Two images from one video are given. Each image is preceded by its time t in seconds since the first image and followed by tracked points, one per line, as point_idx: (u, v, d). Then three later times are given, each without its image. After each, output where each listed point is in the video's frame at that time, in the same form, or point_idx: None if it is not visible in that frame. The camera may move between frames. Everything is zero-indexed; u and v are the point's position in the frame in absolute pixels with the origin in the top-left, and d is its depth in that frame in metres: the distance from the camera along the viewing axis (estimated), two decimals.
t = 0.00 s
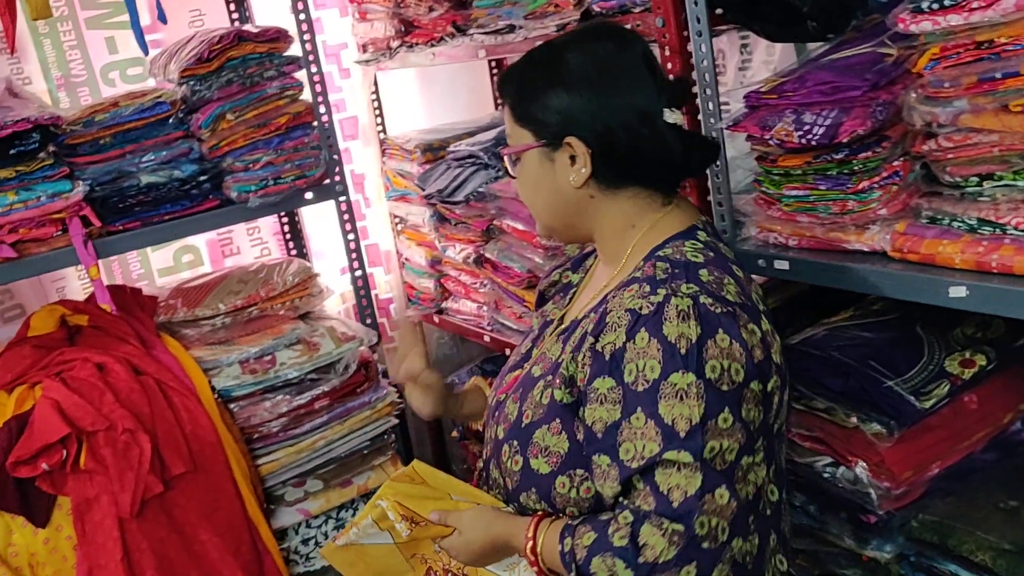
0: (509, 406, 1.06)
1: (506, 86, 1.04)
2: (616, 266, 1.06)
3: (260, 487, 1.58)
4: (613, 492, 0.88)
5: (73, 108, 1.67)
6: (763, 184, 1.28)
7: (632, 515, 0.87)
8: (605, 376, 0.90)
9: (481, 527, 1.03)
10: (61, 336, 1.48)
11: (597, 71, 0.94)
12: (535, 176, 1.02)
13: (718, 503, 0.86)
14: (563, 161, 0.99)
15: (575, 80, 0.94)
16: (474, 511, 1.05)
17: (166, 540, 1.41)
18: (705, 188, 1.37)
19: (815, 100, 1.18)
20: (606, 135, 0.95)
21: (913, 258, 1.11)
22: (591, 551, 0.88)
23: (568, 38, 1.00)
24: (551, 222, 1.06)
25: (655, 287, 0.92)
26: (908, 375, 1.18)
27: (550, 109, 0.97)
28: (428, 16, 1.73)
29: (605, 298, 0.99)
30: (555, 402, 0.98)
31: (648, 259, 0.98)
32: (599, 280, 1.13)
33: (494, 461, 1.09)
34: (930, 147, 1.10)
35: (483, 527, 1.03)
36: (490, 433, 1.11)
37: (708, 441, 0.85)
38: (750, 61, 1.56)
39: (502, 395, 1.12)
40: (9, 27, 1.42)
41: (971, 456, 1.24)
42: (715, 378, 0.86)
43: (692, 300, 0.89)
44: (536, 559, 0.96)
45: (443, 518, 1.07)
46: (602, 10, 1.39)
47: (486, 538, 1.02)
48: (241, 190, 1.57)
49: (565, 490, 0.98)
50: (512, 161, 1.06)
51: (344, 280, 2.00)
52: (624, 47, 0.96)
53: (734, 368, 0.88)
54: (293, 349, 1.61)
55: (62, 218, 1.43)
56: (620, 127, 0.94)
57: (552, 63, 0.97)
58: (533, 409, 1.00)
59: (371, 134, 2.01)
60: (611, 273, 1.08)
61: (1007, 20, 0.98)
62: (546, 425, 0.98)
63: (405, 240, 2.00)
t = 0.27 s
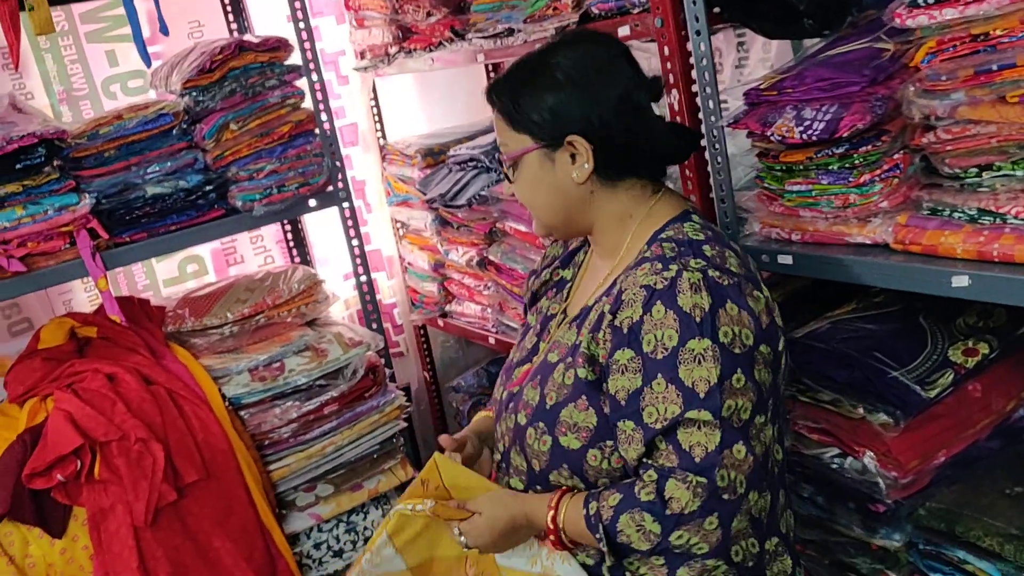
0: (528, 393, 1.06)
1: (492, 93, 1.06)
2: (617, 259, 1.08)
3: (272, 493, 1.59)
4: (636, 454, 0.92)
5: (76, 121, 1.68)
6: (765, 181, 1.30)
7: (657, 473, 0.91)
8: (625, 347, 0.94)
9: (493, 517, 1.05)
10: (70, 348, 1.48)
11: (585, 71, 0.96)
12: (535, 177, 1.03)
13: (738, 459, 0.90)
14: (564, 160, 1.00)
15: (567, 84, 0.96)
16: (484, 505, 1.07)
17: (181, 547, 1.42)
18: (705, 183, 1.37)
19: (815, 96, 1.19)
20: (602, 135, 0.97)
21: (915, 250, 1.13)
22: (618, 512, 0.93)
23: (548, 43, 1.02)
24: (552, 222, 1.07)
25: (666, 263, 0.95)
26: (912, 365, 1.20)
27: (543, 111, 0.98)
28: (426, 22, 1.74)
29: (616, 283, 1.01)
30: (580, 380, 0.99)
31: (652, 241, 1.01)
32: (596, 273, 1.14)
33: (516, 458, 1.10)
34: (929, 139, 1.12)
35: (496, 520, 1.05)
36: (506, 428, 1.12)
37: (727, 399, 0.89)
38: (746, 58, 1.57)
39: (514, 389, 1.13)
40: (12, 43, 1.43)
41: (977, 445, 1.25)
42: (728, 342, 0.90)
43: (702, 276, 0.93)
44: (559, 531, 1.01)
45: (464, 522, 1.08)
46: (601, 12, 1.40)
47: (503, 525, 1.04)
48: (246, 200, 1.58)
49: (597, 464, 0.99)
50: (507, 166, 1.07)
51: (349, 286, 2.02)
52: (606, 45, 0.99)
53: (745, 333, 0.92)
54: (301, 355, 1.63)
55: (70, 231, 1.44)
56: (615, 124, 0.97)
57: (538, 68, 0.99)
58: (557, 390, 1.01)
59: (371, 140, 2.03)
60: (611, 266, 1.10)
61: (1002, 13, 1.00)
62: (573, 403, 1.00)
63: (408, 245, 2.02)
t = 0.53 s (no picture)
0: (543, 401, 1.05)
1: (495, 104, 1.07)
2: (618, 264, 1.10)
3: (275, 506, 1.59)
4: (631, 442, 0.94)
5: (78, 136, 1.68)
6: (766, 194, 1.32)
7: (648, 462, 0.93)
8: (630, 340, 0.95)
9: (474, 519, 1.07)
10: (73, 362, 1.48)
11: (587, 81, 0.98)
12: (554, 183, 1.02)
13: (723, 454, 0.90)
14: (586, 164, 1.01)
15: (566, 94, 0.98)
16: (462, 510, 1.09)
17: (184, 561, 1.42)
18: (705, 197, 1.36)
19: (815, 110, 1.21)
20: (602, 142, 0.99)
21: (915, 262, 1.14)
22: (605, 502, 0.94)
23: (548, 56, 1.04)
24: (564, 229, 1.06)
25: (674, 264, 0.96)
26: (912, 376, 1.21)
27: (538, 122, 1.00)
28: (426, 36, 1.75)
29: (621, 286, 1.02)
30: (597, 380, 0.99)
31: (656, 244, 1.02)
32: (592, 281, 1.15)
33: (525, 469, 1.11)
34: (928, 153, 1.14)
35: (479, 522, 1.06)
36: (515, 439, 1.12)
37: (722, 392, 0.90)
38: (745, 72, 1.59)
39: (522, 401, 1.11)
40: (17, 59, 1.44)
41: (977, 455, 1.26)
42: (729, 337, 0.91)
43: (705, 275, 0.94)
44: (548, 534, 1.00)
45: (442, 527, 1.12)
46: (601, 27, 1.42)
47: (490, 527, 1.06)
48: (248, 214, 1.59)
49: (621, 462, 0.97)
50: (517, 174, 1.04)
51: (349, 299, 2.02)
52: (606, 57, 1.01)
53: (746, 331, 0.92)
54: (303, 368, 1.63)
55: (73, 245, 1.45)
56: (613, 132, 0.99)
57: (540, 78, 1.01)
58: (575, 393, 1.01)
59: (371, 153, 2.02)
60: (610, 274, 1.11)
61: (999, 29, 1.01)
62: (593, 403, 0.99)
63: (408, 257, 2.02)
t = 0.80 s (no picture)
0: (540, 411, 1.06)
1: (498, 112, 1.06)
2: (610, 275, 1.10)
3: (267, 512, 1.58)
4: (659, 454, 0.92)
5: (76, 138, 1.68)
6: (763, 207, 1.32)
7: (686, 470, 0.90)
8: (645, 351, 0.94)
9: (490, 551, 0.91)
10: (67, 365, 1.48)
11: (588, 91, 0.99)
12: (575, 198, 1.01)
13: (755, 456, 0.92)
14: (605, 182, 1.01)
15: (562, 103, 0.99)
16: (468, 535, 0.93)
17: (176, 566, 1.41)
18: (703, 210, 1.36)
19: (813, 125, 1.21)
20: (597, 151, 0.99)
21: (911, 278, 1.14)
22: (643, 516, 0.91)
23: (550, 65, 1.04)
24: (572, 243, 1.04)
25: (676, 274, 0.97)
26: (908, 392, 1.21)
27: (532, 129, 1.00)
28: (427, 44, 1.75)
29: (622, 295, 1.02)
30: (598, 389, 1.00)
31: (654, 256, 1.02)
32: (583, 292, 1.15)
33: (520, 483, 1.09)
34: (925, 169, 1.14)
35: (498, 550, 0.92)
36: (510, 450, 1.11)
37: (751, 398, 0.91)
38: (743, 85, 1.60)
39: (517, 412, 1.11)
40: (16, 60, 1.44)
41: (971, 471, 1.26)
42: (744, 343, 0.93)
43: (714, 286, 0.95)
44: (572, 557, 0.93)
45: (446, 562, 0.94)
46: (601, 39, 1.42)
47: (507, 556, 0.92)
48: (245, 219, 1.58)
49: (626, 469, 0.98)
50: (531, 186, 1.01)
51: (344, 304, 2.02)
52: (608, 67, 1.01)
53: (758, 334, 0.95)
54: (298, 373, 1.62)
55: (69, 247, 1.45)
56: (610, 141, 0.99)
57: (543, 87, 1.01)
58: (576, 402, 1.02)
59: (369, 160, 2.03)
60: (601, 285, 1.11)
61: (997, 48, 1.02)
62: (594, 412, 1.00)
63: (404, 264, 2.02)
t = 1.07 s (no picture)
0: (533, 415, 1.06)
1: (503, 112, 1.05)
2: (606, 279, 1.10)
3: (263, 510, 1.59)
4: (678, 458, 0.90)
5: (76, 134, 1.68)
6: (762, 210, 1.32)
7: (717, 475, 0.88)
8: (656, 360, 0.94)
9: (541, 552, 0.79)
10: (64, 360, 1.48)
11: (591, 93, 0.98)
12: (584, 208, 1.01)
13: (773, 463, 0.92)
14: (612, 193, 1.02)
15: (562, 105, 0.98)
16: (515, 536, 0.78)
17: (172, 564, 1.41)
18: (702, 212, 1.36)
19: (813, 128, 1.21)
20: (598, 154, 0.98)
21: (909, 281, 1.14)
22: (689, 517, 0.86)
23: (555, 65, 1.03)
24: (574, 249, 1.04)
25: (682, 279, 0.97)
26: (905, 395, 1.21)
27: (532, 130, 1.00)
28: (428, 43, 1.75)
29: (621, 301, 1.02)
30: (593, 395, 1.00)
31: (653, 262, 1.03)
32: (579, 294, 1.15)
33: (509, 487, 1.09)
34: (924, 173, 1.14)
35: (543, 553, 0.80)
36: (500, 454, 1.11)
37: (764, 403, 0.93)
38: (744, 87, 1.60)
39: (509, 414, 1.11)
40: (17, 55, 1.44)
41: (967, 475, 1.26)
42: (752, 347, 0.94)
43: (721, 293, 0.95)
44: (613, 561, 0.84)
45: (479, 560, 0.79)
46: (602, 39, 1.42)
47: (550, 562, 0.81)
48: (245, 216, 1.59)
49: (617, 477, 0.99)
50: (539, 193, 1.01)
51: (343, 303, 2.02)
52: (612, 69, 1.00)
53: (763, 341, 0.96)
54: (296, 372, 1.62)
55: (68, 243, 1.45)
56: (611, 144, 0.99)
57: (547, 88, 1.00)
58: (569, 408, 1.02)
59: (370, 158, 2.03)
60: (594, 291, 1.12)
61: (997, 52, 1.02)
62: (588, 419, 1.00)
63: (404, 263, 2.02)
